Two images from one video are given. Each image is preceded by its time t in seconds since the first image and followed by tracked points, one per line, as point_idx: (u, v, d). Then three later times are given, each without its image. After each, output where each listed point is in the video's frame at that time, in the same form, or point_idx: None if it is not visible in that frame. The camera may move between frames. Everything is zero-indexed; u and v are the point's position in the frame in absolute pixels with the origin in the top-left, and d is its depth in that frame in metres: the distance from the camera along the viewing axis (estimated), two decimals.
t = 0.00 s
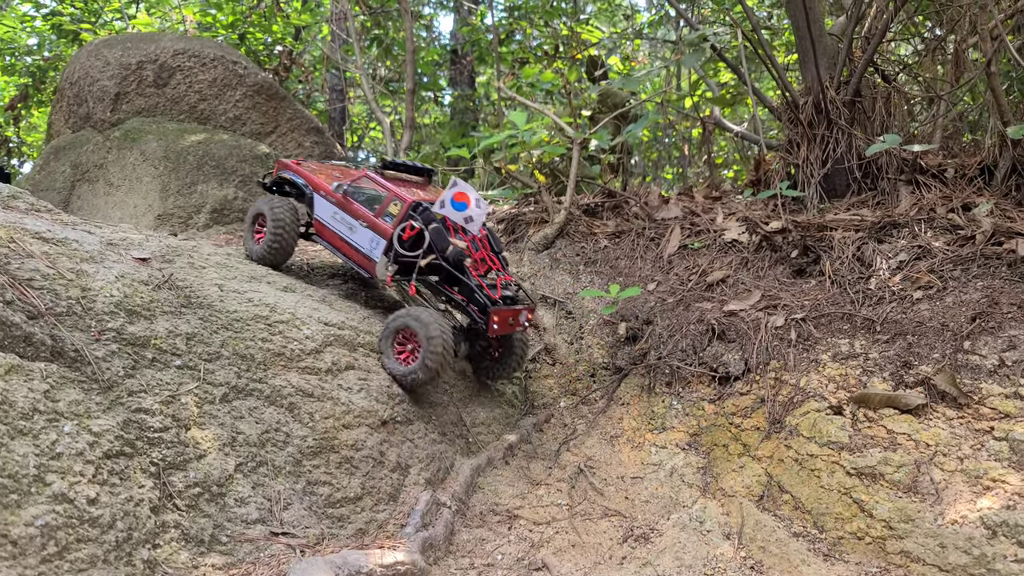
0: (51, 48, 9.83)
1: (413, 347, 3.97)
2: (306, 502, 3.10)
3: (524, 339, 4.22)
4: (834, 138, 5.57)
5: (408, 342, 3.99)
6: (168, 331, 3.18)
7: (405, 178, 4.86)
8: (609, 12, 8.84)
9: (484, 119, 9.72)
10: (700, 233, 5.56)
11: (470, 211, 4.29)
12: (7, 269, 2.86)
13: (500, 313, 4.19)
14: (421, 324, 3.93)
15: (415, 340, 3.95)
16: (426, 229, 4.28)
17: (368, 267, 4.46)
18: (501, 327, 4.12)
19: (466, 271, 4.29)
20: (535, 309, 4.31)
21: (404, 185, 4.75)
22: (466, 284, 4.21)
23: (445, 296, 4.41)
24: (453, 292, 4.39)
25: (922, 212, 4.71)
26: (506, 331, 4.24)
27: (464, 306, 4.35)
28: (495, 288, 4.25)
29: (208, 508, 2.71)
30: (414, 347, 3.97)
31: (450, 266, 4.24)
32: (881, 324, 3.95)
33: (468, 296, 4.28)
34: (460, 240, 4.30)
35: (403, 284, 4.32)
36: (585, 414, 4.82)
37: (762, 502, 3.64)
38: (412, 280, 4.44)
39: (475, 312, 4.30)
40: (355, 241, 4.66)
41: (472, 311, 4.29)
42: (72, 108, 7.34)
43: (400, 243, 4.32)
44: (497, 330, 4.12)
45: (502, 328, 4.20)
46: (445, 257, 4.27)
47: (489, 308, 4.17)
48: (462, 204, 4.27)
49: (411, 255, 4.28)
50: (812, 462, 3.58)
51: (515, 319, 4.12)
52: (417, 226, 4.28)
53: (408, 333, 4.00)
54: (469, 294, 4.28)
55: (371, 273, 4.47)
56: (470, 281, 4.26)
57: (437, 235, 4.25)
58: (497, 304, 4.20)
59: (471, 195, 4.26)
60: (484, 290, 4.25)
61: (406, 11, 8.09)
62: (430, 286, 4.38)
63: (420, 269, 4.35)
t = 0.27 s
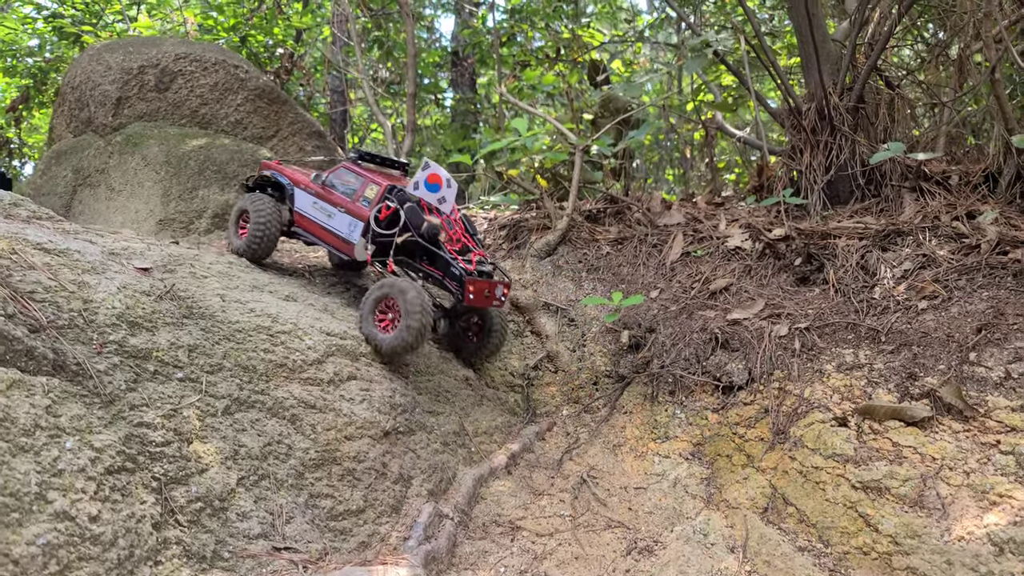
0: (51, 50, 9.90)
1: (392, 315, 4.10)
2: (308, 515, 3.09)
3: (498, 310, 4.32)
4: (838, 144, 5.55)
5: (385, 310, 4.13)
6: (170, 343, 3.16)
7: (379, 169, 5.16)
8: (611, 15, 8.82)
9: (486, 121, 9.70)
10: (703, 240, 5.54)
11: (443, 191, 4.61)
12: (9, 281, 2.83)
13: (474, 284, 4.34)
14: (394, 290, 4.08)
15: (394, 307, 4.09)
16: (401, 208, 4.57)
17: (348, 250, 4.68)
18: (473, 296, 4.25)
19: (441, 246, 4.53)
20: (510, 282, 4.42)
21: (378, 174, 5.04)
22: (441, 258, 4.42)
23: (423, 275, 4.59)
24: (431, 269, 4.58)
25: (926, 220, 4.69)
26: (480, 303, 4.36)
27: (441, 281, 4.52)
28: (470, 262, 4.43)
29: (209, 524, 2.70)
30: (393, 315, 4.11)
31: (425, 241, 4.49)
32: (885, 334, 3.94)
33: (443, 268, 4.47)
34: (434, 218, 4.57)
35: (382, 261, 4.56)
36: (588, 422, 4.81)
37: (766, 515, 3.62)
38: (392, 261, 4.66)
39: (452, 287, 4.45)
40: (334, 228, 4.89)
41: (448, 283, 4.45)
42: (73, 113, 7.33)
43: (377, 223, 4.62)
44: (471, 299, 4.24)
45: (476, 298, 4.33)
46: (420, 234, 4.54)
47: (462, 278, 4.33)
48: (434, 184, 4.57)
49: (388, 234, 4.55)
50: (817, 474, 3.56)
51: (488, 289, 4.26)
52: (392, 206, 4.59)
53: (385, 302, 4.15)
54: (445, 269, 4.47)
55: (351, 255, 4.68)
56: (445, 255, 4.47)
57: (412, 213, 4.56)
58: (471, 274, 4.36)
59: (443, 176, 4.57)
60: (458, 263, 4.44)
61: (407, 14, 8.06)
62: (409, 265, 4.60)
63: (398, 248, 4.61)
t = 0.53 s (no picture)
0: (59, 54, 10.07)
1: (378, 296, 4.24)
2: (325, 527, 3.09)
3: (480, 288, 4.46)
4: (849, 150, 5.53)
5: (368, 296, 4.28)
6: (186, 355, 3.16)
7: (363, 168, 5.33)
8: (618, 17, 8.77)
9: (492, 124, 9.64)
10: (714, 247, 5.53)
11: (422, 179, 4.82)
12: (29, 295, 2.85)
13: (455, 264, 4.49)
14: (372, 268, 4.30)
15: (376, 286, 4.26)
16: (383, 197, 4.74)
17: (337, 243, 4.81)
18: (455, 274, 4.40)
19: (422, 230, 4.71)
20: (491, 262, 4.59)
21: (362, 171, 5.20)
22: (422, 241, 4.58)
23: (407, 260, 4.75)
24: (414, 254, 4.77)
25: (940, 227, 4.67)
26: (462, 282, 4.51)
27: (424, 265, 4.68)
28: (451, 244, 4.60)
29: (228, 537, 2.69)
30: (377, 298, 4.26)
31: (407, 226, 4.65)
32: (901, 343, 3.97)
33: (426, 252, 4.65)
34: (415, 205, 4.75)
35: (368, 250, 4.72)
36: (599, 430, 4.80)
37: (783, 527, 3.63)
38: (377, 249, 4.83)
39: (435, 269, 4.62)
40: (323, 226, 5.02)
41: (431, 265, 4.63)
42: (84, 119, 7.35)
43: (360, 214, 4.77)
44: (453, 278, 4.40)
45: (458, 278, 4.48)
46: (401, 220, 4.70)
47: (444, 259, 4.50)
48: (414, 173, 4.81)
49: (371, 223, 4.71)
50: (833, 486, 3.57)
51: (469, 267, 4.41)
52: (374, 196, 4.76)
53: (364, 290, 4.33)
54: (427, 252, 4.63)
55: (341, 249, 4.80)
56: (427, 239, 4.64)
57: (392, 201, 4.72)
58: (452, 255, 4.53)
59: (422, 166, 4.81)
60: (439, 245, 4.63)
61: (414, 17, 8.01)
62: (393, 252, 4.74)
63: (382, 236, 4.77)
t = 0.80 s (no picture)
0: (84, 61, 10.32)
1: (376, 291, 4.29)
2: (359, 545, 3.10)
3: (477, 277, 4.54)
4: (880, 157, 5.44)
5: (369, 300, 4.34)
6: (221, 373, 3.17)
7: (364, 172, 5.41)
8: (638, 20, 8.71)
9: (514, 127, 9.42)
10: (742, 256, 5.47)
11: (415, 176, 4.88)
12: (69, 315, 2.81)
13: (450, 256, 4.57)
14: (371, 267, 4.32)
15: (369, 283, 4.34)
16: (376, 197, 4.80)
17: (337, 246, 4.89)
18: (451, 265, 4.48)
19: (416, 226, 4.76)
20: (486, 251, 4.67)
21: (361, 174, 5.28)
22: (417, 236, 4.65)
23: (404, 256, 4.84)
24: (411, 249, 4.84)
25: (976, 236, 4.60)
26: (459, 272, 4.60)
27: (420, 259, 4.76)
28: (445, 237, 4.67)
29: (266, 557, 2.71)
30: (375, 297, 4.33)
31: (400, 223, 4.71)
32: (939, 358, 3.96)
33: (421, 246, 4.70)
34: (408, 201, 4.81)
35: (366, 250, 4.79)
36: (628, 443, 4.76)
37: (819, 546, 3.60)
38: (375, 248, 4.91)
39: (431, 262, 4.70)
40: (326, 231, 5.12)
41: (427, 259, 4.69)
42: (113, 130, 7.47)
43: (356, 215, 4.83)
44: (448, 269, 4.48)
45: (453, 269, 4.57)
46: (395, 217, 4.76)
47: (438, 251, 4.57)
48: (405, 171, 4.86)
49: (366, 222, 4.77)
50: (871, 505, 3.54)
51: (463, 257, 4.49)
52: (368, 197, 4.81)
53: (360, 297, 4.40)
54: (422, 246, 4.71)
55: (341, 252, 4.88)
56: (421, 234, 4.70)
57: (386, 199, 4.77)
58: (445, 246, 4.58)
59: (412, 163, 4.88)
60: (433, 239, 4.68)
61: (436, 23, 7.87)
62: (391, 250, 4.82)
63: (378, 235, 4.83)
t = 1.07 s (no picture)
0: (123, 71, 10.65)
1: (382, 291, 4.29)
2: (399, 567, 3.07)
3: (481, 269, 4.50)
4: (928, 161, 5.22)
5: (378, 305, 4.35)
6: (261, 393, 3.16)
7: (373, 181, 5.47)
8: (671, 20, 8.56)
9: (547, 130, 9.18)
10: (783, 265, 5.34)
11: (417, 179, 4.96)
12: (113, 336, 2.81)
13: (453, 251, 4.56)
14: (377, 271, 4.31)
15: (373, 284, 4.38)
16: (380, 200, 4.80)
17: (348, 252, 4.90)
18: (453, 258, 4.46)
19: (419, 225, 4.75)
20: (489, 245, 4.65)
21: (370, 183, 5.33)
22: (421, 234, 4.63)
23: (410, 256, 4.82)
24: (416, 249, 4.82)
25: None
26: (463, 266, 4.58)
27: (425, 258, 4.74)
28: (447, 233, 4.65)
29: None
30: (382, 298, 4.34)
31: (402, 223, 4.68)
32: (994, 373, 3.82)
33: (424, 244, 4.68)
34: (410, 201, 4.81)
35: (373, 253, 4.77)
36: (667, 457, 4.66)
37: (870, 569, 3.47)
38: (381, 251, 4.87)
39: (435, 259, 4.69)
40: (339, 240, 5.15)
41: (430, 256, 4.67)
42: (153, 142, 7.62)
43: (363, 221, 4.84)
44: (451, 263, 4.46)
45: (457, 263, 4.55)
46: (397, 218, 4.74)
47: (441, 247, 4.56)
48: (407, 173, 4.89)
49: (371, 226, 4.77)
50: (925, 528, 3.40)
51: (465, 251, 4.47)
52: (373, 202, 4.83)
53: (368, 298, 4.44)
54: (426, 243, 4.69)
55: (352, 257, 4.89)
56: (425, 232, 4.69)
57: (389, 201, 4.75)
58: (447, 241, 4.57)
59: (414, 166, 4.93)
60: (436, 236, 4.67)
61: (468, 28, 7.76)
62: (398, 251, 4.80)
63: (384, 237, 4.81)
